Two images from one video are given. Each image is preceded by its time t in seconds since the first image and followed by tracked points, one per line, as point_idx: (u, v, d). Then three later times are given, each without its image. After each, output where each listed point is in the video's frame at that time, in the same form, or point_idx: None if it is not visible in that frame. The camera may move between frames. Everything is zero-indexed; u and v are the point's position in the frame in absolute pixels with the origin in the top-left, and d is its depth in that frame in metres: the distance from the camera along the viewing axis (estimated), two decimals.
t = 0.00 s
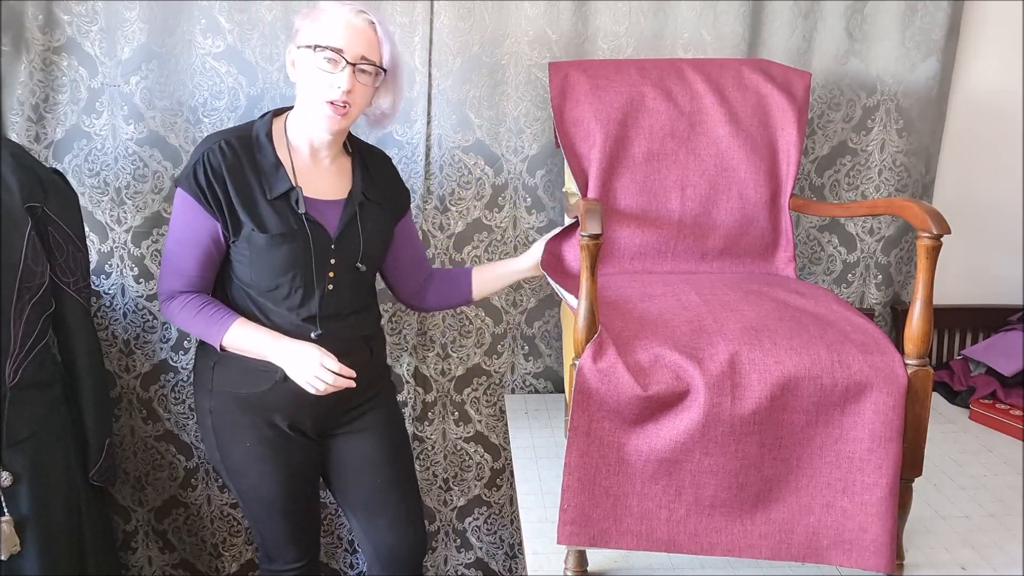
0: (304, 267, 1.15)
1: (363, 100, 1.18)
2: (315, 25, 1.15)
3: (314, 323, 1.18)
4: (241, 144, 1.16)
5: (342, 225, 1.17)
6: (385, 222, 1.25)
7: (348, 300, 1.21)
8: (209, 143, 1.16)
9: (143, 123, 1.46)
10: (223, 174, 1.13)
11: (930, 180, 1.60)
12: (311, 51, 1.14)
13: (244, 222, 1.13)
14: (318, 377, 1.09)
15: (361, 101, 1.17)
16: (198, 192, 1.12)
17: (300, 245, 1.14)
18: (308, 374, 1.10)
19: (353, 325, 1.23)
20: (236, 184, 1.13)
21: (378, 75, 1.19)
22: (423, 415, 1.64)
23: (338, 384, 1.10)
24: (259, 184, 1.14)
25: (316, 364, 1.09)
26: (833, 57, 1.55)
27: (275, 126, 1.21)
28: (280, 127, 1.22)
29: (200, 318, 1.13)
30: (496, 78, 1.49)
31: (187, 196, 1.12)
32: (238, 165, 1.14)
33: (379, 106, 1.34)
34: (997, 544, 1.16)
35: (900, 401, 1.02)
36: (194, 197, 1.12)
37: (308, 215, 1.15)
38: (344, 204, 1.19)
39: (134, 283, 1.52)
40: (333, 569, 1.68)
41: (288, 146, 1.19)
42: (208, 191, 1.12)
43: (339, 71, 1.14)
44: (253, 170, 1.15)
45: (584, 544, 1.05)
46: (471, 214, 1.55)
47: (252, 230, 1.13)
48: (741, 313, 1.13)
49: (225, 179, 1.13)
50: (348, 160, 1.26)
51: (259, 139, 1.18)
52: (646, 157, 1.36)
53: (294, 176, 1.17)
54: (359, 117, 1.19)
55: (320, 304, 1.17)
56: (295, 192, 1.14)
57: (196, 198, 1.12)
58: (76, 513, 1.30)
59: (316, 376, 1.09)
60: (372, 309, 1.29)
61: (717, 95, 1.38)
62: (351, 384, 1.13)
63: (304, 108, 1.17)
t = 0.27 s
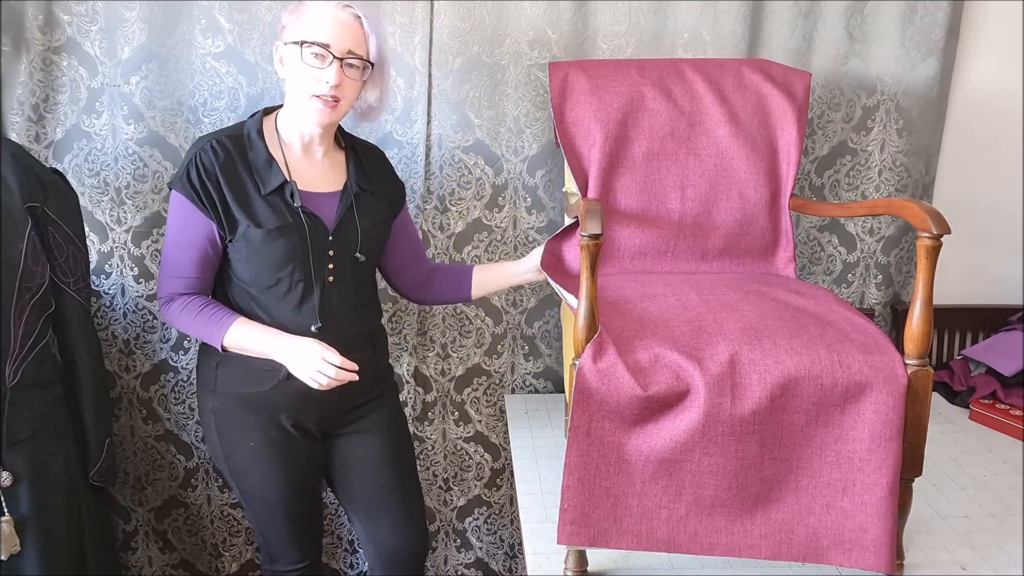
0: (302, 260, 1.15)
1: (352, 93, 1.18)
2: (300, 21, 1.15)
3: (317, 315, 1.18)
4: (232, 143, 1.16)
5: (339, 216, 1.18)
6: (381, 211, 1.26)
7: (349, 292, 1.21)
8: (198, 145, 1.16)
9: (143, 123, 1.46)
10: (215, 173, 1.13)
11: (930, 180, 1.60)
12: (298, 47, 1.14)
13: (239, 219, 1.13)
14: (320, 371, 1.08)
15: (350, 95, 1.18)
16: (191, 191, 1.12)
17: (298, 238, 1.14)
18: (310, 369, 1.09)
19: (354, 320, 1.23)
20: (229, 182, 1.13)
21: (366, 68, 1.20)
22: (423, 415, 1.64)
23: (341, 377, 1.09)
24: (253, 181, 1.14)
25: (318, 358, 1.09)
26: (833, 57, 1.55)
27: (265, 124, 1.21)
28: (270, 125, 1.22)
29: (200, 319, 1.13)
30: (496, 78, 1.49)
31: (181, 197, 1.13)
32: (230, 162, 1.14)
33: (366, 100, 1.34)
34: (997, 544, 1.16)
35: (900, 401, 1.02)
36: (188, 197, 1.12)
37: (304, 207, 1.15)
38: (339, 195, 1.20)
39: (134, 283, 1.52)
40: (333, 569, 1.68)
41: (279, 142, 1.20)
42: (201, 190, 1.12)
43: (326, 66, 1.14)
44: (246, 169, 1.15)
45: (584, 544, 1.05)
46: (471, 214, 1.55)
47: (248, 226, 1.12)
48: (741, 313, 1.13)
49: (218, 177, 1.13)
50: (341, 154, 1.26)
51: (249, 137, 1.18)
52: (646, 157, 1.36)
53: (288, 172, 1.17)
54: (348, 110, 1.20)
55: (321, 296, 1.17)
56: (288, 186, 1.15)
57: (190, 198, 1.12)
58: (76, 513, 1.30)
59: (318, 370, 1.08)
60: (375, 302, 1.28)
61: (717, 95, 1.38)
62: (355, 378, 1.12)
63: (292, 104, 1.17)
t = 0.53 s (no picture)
0: (306, 259, 1.15)
1: (351, 95, 1.18)
2: (299, 22, 1.15)
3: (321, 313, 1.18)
4: (233, 143, 1.16)
5: (341, 214, 1.18)
6: (381, 208, 1.26)
7: (351, 289, 1.21)
8: (199, 146, 1.16)
9: (143, 123, 1.46)
10: (216, 174, 1.13)
11: (930, 180, 1.60)
12: (298, 49, 1.14)
13: (242, 219, 1.13)
14: (324, 368, 1.08)
15: (348, 96, 1.17)
16: (192, 192, 1.12)
17: (300, 237, 1.14)
18: (315, 366, 1.09)
19: (355, 317, 1.23)
20: (231, 183, 1.13)
21: (365, 69, 1.20)
22: (423, 415, 1.64)
23: (346, 374, 1.09)
24: (254, 181, 1.14)
25: (322, 356, 1.09)
26: (833, 57, 1.55)
27: (264, 124, 1.21)
28: (269, 125, 1.21)
29: (204, 319, 1.13)
30: (496, 79, 1.49)
31: (182, 197, 1.12)
32: (231, 163, 1.14)
33: (365, 100, 1.34)
34: (997, 544, 1.16)
35: (900, 401, 1.02)
36: (189, 198, 1.12)
37: (306, 207, 1.15)
38: (340, 194, 1.20)
39: (134, 283, 1.52)
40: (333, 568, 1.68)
41: (279, 142, 1.19)
42: (202, 191, 1.12)
43: (326, 68, 1.14)
44: (247, 169, 1.15)
45: (584, 544, 1.05)
46: (471, 214, 1.55)
47: (251, 226, 1.12)
48: (741, 313, 1.13)
49: (219, 178, 1.13)
50: (340, 153, 1.26)
51: (249, 137, 1.17)
52: (646, 157, 1.36)
53: (289, 172, 1.17)
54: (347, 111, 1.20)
55: (325, 294, 1.18)
56: (290, 185, 1.15)
57: (191, 199, 1.12)
58: (76, 513, 1.30)
59: (323, 367, 1.08)
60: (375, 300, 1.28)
61: (717, 95, 1.38)
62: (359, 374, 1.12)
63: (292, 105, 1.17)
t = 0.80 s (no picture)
0: (309, 258, 1.15)
1: (350, 95, 1.18)
2: (298, 23, 1.14)
3: (323, 312, 1.18)
4: (233, 143, 1.16)
5: (342, 212, 1.18)
6: (379, 206, 1.26)
7: (353, 287, 1.22)
8: (199, 147, 1.16)
9: (143, 123, 1.46)
10: (218, 175, 1.13)
11: (930, 180, 1.60)
12: (298, 50, 1.14)
13: (245, 219, 1.13)
14: (332, 365, 1.09)
15: (348, 96, 1.17)
16: (194, 193, 1.12)
17: (303, 236, 1.14)
18: (322, 363, 1.09)
19: (355, 316, 1.23)
20: (233, 183, 1.13)
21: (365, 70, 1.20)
22: (423, 415, 1.64)
23: (354, 370, 1.09)
24: (256, 181, 1.14)
25: (330, 353, 1.09)
26: (833, 57, 1.55)
27: (264, 124, 1.21)
28: (268, 124, 1.21)
29: (208, 320, 1.13)
30: (496, 79, 1.49)
31: (183, 198, 1.12)
32: (232, 163, 1.14)
33: (364, 101, 1.34)
34: (997, 544, 1.16)
35: (900, 401, 1.02)
36: (191, 199, 1.12)
37: (308, 206, 1.15)
38: (340, 191, 1.20)
39: (134, 283, 1.52)
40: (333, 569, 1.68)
41: (278, 141, 1.19)
42: (204, 192, 1.12)
43: (326, 68, 1.14)
44: (248, 169, 1.15)
45: (584, 544, 1.05)
46: (471, 214, 1.55)
47: (254, 226, 1.12)
48: (741, 313, 1.13)
49: (222, 178, 1.13)
50: (338, 151, 1.26)
51: (249, 137, 1.17)
52: (646, 157, 1.36)
53: (290, 171, 1.17)
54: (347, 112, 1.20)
55: (327, 292, 1.18)
56: (292, 185, 1.15)
57: (193, 200, 1.12)
58: (76, 513, 1.30)
59: (330, 364, 1.09)
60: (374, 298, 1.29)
61: (717, 95, 1.38)
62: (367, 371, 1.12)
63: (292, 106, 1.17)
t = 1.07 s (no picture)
0: (308, 255, 1.15)
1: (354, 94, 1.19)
2: (299, 25, 1.13)
3: (323, 309, 1.18)
4: (230, 143, 1.16)
5: (339, 209, 1.18)
6: (377, 202, 1.27)
7: (352, 284, 1.22)
8: (196, 147, 1.16)
9: (143, 123, 1.46)
10: (215, 174, 1.13)
11: (930, 180, 1.60)
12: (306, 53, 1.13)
13: (243, 218, 1.13)
14: (332, 362, 1.08)
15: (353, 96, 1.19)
16: (192, 193, 1.12)
17: (302, 234, 1.14)
18: (322, 360, 1.09)
19: (355, 313, 1.23)
20: (231, 182, 1.13)
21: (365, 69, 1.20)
22: (423, 415, 1.64)
23: (354, 367, 1.09)
24: (253, 180, 1.14)
25: (330, 350, 1.08)
26: (833, 57, 1.55)
27: (260, 123, 1.21)
28: (264, 124, 1.21)
29: (209, 319, 1.13)
30: (496, 78, 1.49)
31: (181, 197, 1.12)
32: (229, 162, 1.14)
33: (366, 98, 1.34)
34: (997, 544, 1.16)
35: (900, 401, 1.02)
36: (189, 198, 1.12)
37: (306, 203, 1.15)
38: (337, 188, 1.21)
39: (134, 283, 1.52)
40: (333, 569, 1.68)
41: (275, 141, 1.20)
42: (202, 191, 1.12)
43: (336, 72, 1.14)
44: (245, 168, 1.15)
45: (584, 544, 1.05)
46: (470, 214, 1.55)
47: (253, 224, 1.12)
48: (741, 313, 1.13)
49: (219, 177, 1.13)
50: (334, 149, 1.26)
51: (246, 136, 1.17)
52: (646, 157, 1.36)
53: (287, 170, 1.17)
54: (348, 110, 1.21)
55: (326, 289, 1.18)
56: (289, 183, 1.15)
57: (191, 199, 1.12)
58: (76, 513, 1.30)
59: (330, 361, 1.08)
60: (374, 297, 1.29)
61: (717, 95, 1.38)
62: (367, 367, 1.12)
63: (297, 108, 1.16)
